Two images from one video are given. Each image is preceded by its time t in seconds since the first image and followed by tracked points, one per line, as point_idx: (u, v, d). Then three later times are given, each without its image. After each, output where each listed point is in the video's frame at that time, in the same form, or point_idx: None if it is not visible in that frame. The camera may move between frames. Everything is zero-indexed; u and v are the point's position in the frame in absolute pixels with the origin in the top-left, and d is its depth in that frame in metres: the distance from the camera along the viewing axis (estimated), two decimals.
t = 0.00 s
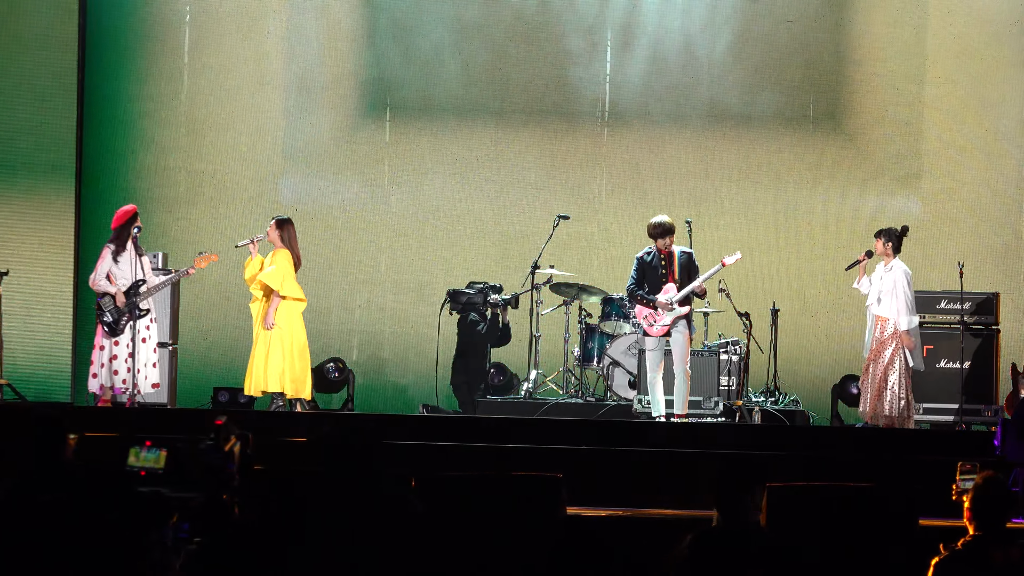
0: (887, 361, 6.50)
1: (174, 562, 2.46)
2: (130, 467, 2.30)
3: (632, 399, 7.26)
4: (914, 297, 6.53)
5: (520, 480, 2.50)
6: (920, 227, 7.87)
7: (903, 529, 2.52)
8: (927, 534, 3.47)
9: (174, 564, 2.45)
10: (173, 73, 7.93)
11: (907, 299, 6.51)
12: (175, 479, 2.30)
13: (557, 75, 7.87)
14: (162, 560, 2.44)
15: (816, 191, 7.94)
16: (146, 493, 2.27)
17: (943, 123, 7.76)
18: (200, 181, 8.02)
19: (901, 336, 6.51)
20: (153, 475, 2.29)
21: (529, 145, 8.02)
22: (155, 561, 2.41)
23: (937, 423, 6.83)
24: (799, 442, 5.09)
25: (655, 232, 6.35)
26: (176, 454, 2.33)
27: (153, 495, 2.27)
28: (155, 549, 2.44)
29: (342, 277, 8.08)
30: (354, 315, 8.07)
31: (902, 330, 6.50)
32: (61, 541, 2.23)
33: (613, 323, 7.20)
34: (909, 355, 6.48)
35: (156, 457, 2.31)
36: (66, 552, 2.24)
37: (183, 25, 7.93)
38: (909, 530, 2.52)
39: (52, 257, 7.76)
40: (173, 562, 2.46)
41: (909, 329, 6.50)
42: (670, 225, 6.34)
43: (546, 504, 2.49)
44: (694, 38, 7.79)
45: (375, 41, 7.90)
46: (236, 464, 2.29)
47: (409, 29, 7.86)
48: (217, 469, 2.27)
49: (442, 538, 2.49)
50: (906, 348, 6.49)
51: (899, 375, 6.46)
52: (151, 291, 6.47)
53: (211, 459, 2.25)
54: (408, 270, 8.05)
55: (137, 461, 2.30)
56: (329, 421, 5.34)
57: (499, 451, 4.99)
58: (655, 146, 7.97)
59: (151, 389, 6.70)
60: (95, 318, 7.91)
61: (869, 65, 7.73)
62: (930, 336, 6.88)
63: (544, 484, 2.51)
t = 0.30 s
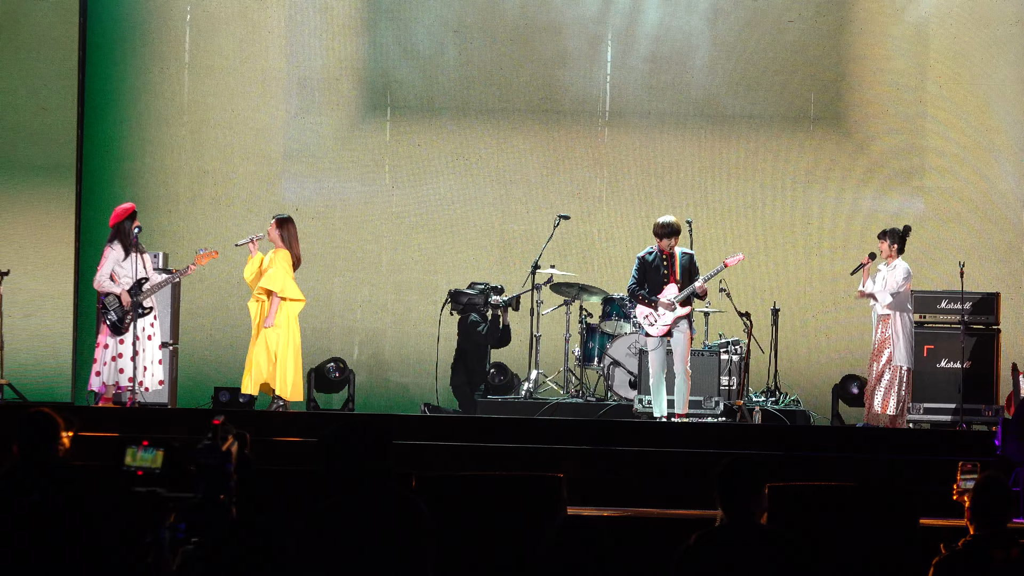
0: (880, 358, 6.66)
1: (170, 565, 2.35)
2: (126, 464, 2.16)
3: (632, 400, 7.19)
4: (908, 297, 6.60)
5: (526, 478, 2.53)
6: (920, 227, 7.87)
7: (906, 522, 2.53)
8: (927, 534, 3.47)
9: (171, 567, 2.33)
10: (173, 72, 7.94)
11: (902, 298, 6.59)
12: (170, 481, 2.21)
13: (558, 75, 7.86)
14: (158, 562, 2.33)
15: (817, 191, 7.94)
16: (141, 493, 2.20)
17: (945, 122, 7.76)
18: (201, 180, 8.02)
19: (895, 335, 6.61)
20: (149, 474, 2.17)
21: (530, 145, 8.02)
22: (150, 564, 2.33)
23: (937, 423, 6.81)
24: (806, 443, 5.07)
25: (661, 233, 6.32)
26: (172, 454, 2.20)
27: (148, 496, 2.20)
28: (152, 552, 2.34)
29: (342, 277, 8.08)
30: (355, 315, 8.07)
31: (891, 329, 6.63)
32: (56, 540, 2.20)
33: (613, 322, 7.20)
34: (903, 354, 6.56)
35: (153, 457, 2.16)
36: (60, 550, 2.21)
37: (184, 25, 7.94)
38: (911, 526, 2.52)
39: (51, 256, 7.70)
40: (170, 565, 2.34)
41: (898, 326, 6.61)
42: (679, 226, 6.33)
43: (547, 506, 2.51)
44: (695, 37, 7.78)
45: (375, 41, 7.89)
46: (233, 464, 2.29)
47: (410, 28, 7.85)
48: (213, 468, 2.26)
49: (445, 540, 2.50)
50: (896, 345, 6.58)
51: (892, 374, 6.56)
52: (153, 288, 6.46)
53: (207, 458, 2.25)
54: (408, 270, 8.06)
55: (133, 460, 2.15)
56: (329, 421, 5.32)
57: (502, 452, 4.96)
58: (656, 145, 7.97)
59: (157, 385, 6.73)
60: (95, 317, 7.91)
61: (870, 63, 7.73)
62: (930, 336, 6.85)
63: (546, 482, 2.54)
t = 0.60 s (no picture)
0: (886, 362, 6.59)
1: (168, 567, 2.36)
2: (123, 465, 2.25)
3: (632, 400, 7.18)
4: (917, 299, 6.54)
5: (527, 477, 2.52)
6: (920, 227, 7.87)
7: (909, 521, 2.53)
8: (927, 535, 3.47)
9: (169, 568, 2.33)
10: (173, 73, 7.94)
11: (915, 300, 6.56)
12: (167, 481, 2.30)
13: (558, 75, 7.87)
14: (155, 562, 2.34)
15: (817, 192, 7.95)
16: (139, 493, 2.25)
17: (944, 122, 7.76)
18: (201, 181, 8.02)
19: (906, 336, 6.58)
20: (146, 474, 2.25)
21: (530, 145, 8.02)
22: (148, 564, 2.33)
23: (936, 424, 6.83)
24: (806, 443, 5.07)
25: (666, 233, 6.33)
26: (170, 454, 2.28)
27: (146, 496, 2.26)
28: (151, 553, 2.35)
29: (342, 277, 8.08)
30: (355, 316, 8.07)
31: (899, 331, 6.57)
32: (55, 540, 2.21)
33: (614, 322, 7.24)
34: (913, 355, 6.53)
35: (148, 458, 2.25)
36: (56, 549, 2.20)
37: (184, 25, 7.93)
38: (912, 527, 2.53)
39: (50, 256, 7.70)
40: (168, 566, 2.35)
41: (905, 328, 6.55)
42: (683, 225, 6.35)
43: (548, 507, 2.50)
44: (695, 37, 7.78)
45: (375, 41, 7.90)
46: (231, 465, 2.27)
47: (410, 29, 7.86)
48: (211, 469, 2.25)
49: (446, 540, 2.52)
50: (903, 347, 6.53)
51: (899, 377, 6.51)
52: (152, 286, 6.47)
53: (203, 458, 2.24)
54: (408, 270, 8.06)
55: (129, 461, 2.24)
56: (328, 421, 5.31)
57: (496, 452, 4.96)
58: (657, 145, 7.97)
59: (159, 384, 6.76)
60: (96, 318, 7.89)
61: (869, 64, 7.74)
62: (930, 336, 6.88)
63: (546, 481, 2.53)
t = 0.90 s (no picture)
0: (897, 362, 6.55)
1: (165, 568, 2.36)
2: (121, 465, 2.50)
3: (632, 399, 7.22)
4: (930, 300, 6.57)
5: (525, 478, 2.52)
6: (920, 227, 7.87)
7: (909, 517, 2.54)
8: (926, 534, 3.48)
9: (165, 569, 2.33)
10: (173, 73, 7.93)
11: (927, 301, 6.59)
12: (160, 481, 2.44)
13: (558, 76, 7.87)
14: (151, 563, 2.34)
15: (816, 192, 7.96)
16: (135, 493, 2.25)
17: (945, 122, 7.76)
18: (201, 181, 8.03)
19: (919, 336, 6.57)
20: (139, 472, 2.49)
21: (530, 145, 8.03)
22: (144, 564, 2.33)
23: (936, 423, 6.84)
24: (804, 443, 5.08)
25: (672, 234, 6.31)
26: (166, 454, 2.40)
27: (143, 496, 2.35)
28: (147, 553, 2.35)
29: (343, 277, 8.08)
30: (355, 316, 8.07)
31: (913, 330, 6.55)
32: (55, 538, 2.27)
33: (613, 322, 7.22)
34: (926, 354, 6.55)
35: (143, 456, 2.49)
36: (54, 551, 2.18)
37: (184, 25, 7.92)
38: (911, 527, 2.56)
39: (49, 256, 7.70)
40: (165, 566, 2.35)
41: (920, 327, 6.54)
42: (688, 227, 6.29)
43: (548, 507, 2.51)
44: (696, 37, 7.78)
45: (375, 42, 7.90)
46: (229, 464, 2.24)
47: (411, 30, 7.87)
48: (209, 468, 2.22)
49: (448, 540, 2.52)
50: (917, 346, 6.52)
51: (908, 377, 6.50)
52: (150, 286, 6.54)
53: (202, 458, 2.20)
54: (409, 270, 8.06)
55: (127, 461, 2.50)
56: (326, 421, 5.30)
57: (491, 452, 4.97)
58: (656, 146, 7.97)
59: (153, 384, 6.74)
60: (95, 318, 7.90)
61: (869, 64, 7.75)
62: (930, 336, 6.88)
63: (545, 481, 2.53)
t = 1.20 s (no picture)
0: (917, 366, 6.54)
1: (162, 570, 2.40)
2: (118, 465, 2.39)
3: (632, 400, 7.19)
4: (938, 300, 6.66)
5: (525, 479, 2.56)
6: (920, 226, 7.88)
7: (908, 520, 2.58)
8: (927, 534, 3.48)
9: (162, 568, 2.38)
10: (173, 73, 7.92)
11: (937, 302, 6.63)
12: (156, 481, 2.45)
13: (559, 75, 7.86)
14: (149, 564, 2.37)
15: (816, 192, 7.96)
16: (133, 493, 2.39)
17: (945, 122, 7.76)
18: (202, 181, 8.03)
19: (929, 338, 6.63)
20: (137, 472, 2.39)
21: (530, 145, 8.03)
22: (143, 565, 2.31)
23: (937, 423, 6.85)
24: (804, 443, 5.08)
25: (676, 232, 6.36)
26: (162, 455, 2.44)
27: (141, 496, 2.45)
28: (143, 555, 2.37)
29: (343, 277, 8.07)
30: (355, 316, 8.07)
31: (928, 331, 6.60)
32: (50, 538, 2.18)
33: (614, 322, 7.18)
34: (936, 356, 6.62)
35: (141, 455, 2.39)
36: (55, 550, 2.17)
37: (183, 25, 7.88)
38: (912, 527, 2.56)
39: (50, 257, 7.72)
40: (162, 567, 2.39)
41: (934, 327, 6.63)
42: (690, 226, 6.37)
43: (548, 506, 2.54)
44: (697, 37, 7.76)
45: (376, 41, 7.87)
46: (224, 463, 2.45)
47: (411, 29, 7.85)
48: (206, 467, 2.43)
49: (448, 540, 2.51)
50: (935, 348, 6.59)
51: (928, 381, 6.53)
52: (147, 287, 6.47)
53: (199, 456, 2.40)
54: (409, 269, 8.07)
55: (123, 461, 2.39)
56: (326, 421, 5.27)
57: (491, 453, 4.97)
58: (656, 145, 7.98)
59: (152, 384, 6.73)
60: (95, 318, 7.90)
61: (869, 63, 7.76)
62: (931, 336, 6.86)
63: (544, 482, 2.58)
